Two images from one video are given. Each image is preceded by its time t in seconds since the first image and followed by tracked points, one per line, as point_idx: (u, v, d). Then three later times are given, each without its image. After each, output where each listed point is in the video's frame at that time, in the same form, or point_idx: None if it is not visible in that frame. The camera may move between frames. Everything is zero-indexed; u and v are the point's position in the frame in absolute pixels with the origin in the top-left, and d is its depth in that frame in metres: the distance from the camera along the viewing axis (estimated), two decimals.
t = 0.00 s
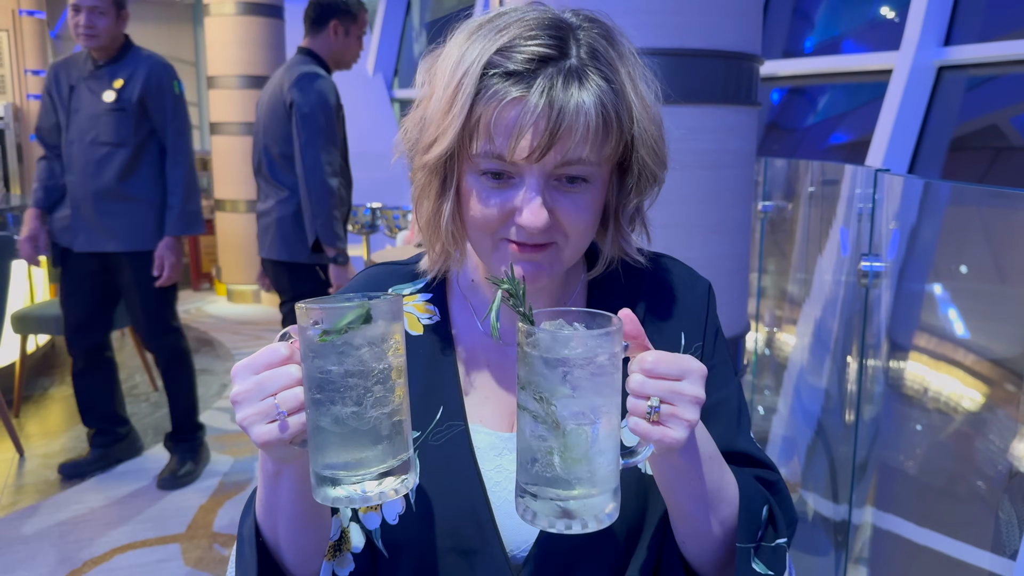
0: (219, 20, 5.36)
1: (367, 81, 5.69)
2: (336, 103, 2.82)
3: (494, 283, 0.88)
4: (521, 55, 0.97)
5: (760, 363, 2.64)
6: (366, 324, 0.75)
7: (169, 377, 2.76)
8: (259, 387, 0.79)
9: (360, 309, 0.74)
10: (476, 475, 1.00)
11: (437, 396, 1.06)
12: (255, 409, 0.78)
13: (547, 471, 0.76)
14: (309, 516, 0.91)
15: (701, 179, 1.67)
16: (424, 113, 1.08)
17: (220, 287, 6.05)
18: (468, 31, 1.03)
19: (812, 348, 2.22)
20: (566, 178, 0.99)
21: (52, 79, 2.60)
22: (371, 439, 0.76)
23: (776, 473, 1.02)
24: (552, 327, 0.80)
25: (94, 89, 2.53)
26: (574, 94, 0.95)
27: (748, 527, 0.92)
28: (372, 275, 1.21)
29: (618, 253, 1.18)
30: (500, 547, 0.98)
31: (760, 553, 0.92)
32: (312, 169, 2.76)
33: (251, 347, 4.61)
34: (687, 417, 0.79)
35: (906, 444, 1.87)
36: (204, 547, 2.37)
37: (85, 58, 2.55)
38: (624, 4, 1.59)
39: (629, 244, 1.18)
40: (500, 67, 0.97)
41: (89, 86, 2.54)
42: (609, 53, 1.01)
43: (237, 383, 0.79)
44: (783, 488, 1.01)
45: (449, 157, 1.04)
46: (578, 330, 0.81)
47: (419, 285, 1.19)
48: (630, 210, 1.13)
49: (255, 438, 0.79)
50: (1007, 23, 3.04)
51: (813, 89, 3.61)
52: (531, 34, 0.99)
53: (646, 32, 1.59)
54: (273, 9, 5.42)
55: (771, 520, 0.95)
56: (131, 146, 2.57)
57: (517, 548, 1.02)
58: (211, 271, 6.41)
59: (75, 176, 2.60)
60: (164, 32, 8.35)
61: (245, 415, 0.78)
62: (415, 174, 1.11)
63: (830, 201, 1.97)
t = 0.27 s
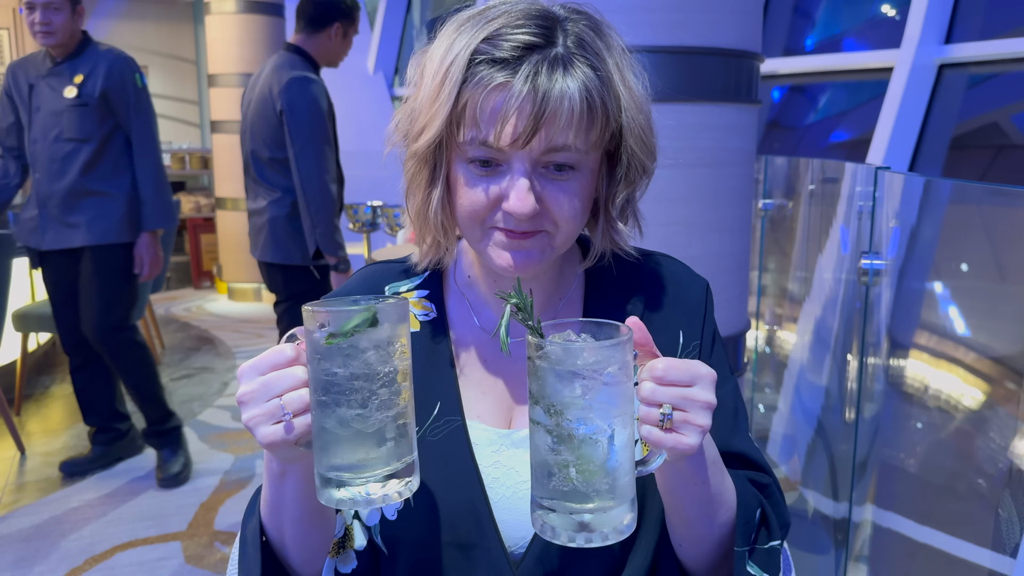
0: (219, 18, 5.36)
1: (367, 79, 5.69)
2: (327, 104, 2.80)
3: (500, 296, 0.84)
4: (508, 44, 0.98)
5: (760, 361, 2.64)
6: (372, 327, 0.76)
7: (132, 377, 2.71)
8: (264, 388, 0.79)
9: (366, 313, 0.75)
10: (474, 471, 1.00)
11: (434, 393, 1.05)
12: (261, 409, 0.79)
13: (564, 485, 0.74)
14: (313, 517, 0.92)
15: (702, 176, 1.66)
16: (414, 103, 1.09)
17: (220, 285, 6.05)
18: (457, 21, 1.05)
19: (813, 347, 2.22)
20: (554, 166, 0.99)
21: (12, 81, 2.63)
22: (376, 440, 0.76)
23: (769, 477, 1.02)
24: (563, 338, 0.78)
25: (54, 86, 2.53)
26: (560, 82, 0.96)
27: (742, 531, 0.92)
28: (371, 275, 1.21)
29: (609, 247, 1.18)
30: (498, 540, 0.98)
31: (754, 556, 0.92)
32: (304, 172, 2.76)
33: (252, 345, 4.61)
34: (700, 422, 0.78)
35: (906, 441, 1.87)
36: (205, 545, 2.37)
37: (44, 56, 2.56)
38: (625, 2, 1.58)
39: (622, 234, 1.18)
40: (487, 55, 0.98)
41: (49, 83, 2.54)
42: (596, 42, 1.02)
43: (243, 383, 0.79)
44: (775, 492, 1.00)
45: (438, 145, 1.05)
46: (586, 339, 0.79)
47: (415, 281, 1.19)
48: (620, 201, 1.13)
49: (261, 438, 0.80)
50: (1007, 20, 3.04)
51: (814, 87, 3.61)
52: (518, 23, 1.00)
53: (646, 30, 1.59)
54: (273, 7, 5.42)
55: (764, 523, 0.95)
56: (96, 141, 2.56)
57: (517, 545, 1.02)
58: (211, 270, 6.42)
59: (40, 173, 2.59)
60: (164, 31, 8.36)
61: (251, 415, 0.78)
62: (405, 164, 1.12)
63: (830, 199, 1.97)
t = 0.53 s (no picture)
0: (220, 17, 5.36)
1: (368, 78, 5.69)
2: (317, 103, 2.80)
3: (505, 296, 0.84)
4: (500, 36, 1.00)
5: (761, 361, 2.63)
6: (374, 331, 0.76)
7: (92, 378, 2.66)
8: (267, 390, 0.79)
9: (368, 316, 0.75)
10: (474, 470, 1.00)
11: (433, 390, 1.05)
12: (264, 411, 0.79)
13: (567, 483, 0.74)
14: (317, 518, 0.92)
15: (702, 175, 1.66)
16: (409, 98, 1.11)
17: (222, 285, 6.06)
18: (452, 17, 1.07)
19: (814, 346, 2.22)
20: (545, 157, 1.00)
21: None
22: (377, 443, 0.76)
23: (763, 479, 1.01)
24: (568, 339, 0.78)
25: (30, 86, 2.53)
26: (549, 73, 0.97)
27: (737, 532, 0.92)
28: (370, 275, 1.21)
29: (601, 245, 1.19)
30: (497, 537, 0.98)
31: (749, 557, 0.92)
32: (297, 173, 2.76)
33: (253, 344, 4.61)
34: (703, 423, 0.77)
35: (907, 440, 1.88)
36: (206, 544, 2.37)
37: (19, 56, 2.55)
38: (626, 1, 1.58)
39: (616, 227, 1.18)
40: (479, 47, 1.00)
41: (25, 83, 2.53)
42: (586, 37, 1.04)
43: (246, 384, 0.80)
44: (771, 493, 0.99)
45: (432, 137, 1.06)
46: (590, 340, 0.78)
47: (413, 281, 1.18)
48: (613, 196, 1.14)
49: (264, 440, 0.79)
50: (1009, 19, 3.04)
51: (815, 86, 3.62)
52: (511, 18, 1.02)
53: (647, 29, 1.59)
54: (274, 6, 5.41)
55: (758, 524, 0.94)
56: (76, 140, 2.56)
57: (517, 543, 1.02)
58: (213, 269, 6.42)
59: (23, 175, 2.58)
60: (166, 30, 8.36)
61: (254, 417, 0.79)
62: (400, 159, 1.13)
63: (832, 198, 1.97)
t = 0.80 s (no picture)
0: (222, 17, 5.36)
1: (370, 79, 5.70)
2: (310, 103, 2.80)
3: (506, 296, 0.84)
4: (495, 33, 1.01)
5: (763, 360, 2.63)
6: (378, 330, 0.76)
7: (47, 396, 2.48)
8: (271, 389, 0.79)
9: (372, 315, 0.75)
10: (475, 468, 1.00)
11: (434, 388, 1.05)
12: (267, 410, 0.79)
13: (567, 481, 0.74)
14: (321, 517, 0.92)
15: (705, 175, 1.66)
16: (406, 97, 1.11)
17: (224, 285, 6.06)
18: (448, 15, 1.08)
19: (816, 345, 2.22)
20: (542, 152, 1.00)
21: None
22: (379, 441, 0.76)
23: (760, 479, 1.01)
24: (568, 338, 0.78)
25: None
26: (544, 68, 0.98)
27: (734, 532, 0.92)
28: (371, 274, 1.21)
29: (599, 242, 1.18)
30: (499, 534, 0.98)
31: (747, 557, 0.92)
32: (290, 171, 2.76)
33: (255, 344, 4.62)
34: (704, 423, 0.77)
35: (910, 440, 1.87)
36: (209, 543, 2.38)
37: None
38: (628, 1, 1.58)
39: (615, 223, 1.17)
40: (475, 44, 1.00)
41: None
42: (581, 32, 1.04)
43: (249, 382, 0.80)
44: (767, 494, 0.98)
45: (430, 135, 1.06)
46: (590, 340, 0.79)
47: (414, 280, 1.18)
48: (611, 192, 1.13)
49: (267, 438, 0.80)
50: (1011, 19, 3.04)
51: (817, 85, 3.62)
52: (506, 15, 1.03)
53: (649, 28, 1.58)
54: (276, 7, 5.42)
55: (755, 524, 0.94)
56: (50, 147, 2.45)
57: (518, 541, 1.03)
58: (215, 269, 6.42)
59: None
60: (168, 31, 8.37)
61: (257, 415, 0.79)
62: (399, 157, 1.14)
63: (834, 198, 1.97)
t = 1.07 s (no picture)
0: (224, 18, 5.37)
1: (372, 79, 5.70)
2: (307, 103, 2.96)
3: (511, 297, 0.84)
4: (494, 32, 1.01)
5: (766, 361, 2.63)
6: (383, 333, 0.76)
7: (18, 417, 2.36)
8: (276, 390, 0.80)
9: (377, 318, 0.75)
10: (477, 468, 1.00)
11: (436, 388, 1.05)
12: (272, 411, 0.79)
13: (575, 482, 0.74)
14: (325, 518, 0.92)
15: (707, 175, 1.66)
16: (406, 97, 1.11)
17: (226, 285, 6.07)
18: (447, 16, 1.08)
19: (819, 346, 2.22)
20: (543, 150, 1.00)
21: None
22: (384, 442, 0.76)
23: (761, 479, 1.01)
24: (573, 340, 0.78)
25: None
26: (543, 66, 0.98)
27: (735, 531, 0.92)
28: (373, 275, 1.21)
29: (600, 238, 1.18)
30: (501, 534, 0.98)
31: (748, 556, 0.92)
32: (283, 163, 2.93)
33: (257, 345, 4.62)
34: (709, 422, 0.78)
35: (912, 440, 1.87)
36: (211, 544, 2.38)
37: None
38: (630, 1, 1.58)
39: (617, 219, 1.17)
40: (474, 43, 1.00)
41: None
42: (580, 30, 1.04)
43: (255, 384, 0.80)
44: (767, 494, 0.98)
45: (430, 135, 1.06)
46: (596, 341, 0.79)
47: (416, 281, 1.18)
48: (611, 189, 1.13)
49: (272, 439, 0.80)
50: (1013, 19, 3.04)
51: (820, 86, 3.61)
52: (505, 14, 1.03)
53: (651, 29, 1.58)
54: (278, 8, 5.42)
55: (756, 523, 0.94)
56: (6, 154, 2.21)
57: (520, 540, 1.03)
58: (217, 270, 6.42)
59: None
60: (170, 32, 8.38)
61: (262, 416, 0.79)
62: (400, 157, 1.14)
63: (836, 198, 1.97)
